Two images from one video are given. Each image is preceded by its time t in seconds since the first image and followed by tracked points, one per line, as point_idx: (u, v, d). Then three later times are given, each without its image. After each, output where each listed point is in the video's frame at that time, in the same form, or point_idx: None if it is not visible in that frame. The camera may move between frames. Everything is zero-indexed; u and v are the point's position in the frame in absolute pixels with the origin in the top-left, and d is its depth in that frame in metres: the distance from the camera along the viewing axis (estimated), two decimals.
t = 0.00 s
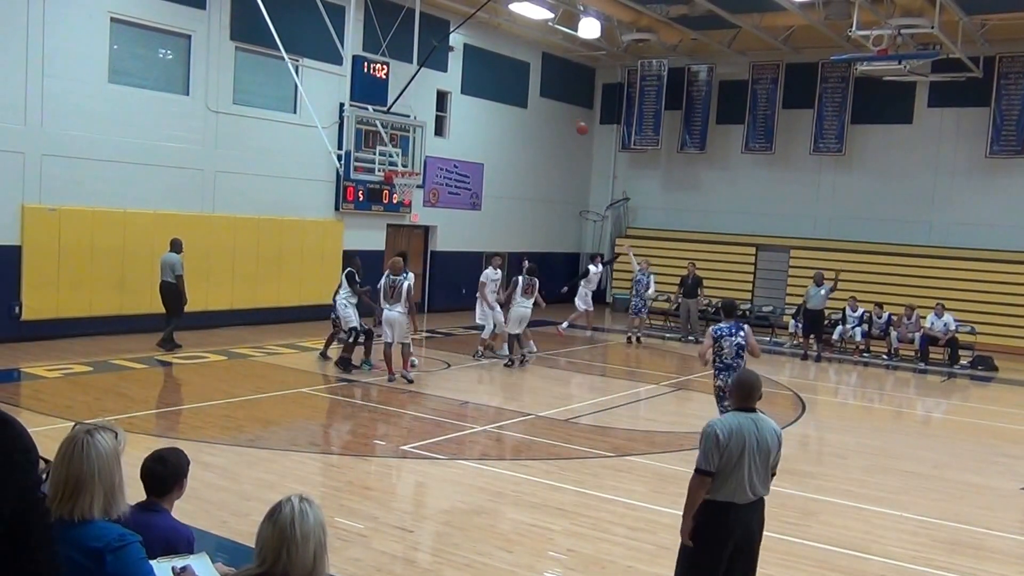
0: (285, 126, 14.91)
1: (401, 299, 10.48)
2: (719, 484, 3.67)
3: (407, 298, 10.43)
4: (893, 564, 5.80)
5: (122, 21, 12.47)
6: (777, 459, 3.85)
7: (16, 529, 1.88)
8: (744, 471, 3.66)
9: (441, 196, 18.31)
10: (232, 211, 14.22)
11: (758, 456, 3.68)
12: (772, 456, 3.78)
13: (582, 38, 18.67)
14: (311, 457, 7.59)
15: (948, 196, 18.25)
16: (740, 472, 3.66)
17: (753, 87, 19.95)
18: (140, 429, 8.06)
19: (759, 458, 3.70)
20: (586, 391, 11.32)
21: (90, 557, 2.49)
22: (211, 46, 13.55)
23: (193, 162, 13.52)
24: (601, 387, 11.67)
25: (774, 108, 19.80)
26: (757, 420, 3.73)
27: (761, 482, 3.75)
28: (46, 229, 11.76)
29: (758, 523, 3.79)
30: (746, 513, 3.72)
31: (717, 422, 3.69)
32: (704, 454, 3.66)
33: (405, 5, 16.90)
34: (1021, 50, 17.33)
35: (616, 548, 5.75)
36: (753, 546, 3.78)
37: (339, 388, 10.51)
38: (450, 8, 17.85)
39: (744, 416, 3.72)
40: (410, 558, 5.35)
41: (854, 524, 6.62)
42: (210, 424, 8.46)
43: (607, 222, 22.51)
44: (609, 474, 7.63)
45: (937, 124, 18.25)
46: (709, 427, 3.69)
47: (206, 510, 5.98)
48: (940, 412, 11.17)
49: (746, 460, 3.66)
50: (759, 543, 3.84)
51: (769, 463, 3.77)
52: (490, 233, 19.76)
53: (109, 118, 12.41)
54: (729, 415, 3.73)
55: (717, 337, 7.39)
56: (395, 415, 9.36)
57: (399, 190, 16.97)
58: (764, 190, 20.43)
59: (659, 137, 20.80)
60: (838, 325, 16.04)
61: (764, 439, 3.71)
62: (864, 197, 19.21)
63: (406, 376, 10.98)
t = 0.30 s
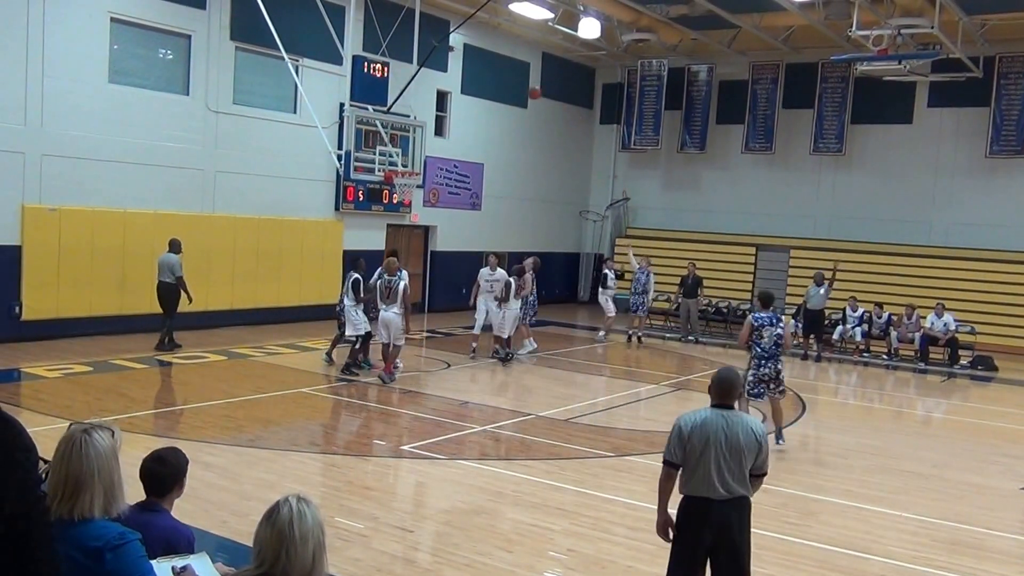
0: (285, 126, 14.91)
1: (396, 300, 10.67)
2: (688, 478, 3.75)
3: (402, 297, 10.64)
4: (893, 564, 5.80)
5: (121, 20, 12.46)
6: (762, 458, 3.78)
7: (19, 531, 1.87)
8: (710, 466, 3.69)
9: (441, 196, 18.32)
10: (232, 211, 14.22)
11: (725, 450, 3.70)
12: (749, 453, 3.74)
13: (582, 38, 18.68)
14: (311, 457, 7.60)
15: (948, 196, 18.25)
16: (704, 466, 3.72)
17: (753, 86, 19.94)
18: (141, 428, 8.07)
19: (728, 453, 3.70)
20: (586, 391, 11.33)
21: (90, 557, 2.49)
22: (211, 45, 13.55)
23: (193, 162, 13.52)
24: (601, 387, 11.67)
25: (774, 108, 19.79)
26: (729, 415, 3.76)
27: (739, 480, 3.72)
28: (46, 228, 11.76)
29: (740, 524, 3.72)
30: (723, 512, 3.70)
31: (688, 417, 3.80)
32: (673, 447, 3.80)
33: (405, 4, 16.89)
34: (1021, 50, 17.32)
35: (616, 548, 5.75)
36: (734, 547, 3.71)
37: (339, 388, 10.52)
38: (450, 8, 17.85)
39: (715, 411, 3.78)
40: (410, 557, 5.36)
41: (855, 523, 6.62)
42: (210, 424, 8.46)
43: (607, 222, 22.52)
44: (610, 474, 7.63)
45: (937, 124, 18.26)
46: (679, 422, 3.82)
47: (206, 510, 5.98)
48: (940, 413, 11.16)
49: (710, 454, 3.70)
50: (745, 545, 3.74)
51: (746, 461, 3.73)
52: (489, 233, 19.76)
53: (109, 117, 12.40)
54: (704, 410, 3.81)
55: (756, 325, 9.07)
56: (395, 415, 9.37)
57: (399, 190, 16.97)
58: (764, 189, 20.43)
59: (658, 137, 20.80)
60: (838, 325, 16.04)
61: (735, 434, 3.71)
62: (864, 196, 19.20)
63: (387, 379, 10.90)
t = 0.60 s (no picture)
0: (285, 126, 14.93)
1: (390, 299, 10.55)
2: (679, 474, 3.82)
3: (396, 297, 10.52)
4: (893, 563, 5.81)
5: (121, 20, 12.48)
6: (752, 458, 3.71)
7: (23, 529, 1.75)
8: (691, 462, 3.75)
9: (441, 196, 18.34)
10: (232, 211, 14.24)
11: (704, 447, 3.73)
12: (730, 452, 3.71)
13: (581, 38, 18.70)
14: (311, 457, 7.61)
15: (947, 196, 18.27)
16: (687, 462, 3.79)
17: (752, 86, 19.96)
18: (141, 428, 8.08)
19: (707, 450, 3.73)
20: (585, 391, 11.34)
21: (88, 554, 2.50)
22: (211, 45, 13.58)
23: (192, 162, 13.54)
24: (600, 387, 11.68)
25: (772, 108, 19.81)
26: (714, 414, 3.79)
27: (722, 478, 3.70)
28: (46, 228, 11.78)
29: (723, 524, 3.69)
30: (708, 509, 3.71)
31: (684, 415, 3.90)
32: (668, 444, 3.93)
33: (404, 4, 16.91)
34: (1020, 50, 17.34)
35: (615, 547, 5.76)
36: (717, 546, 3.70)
37: (338, 388, 10.53)
38: (449, 8, 17.87)
39: (703, 410, 3.84)
40: (410, 557, 5.37)
41: (854, 523, 6.63)
42: (210, 423, 8.47)
43: (606, 221, 22.54)
44: (610, 473, 7.64)
45: (936, 124, 18.28)
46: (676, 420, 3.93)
47: (206, 509, 6.00)
48: (940, 412, 11.17)
49: (689, 450, 3.77)
50: (730, 546, 3.69)
51: (728, 460, 3.71)
52: (489, 233, 19.77)
53: (108, 117, 12.42)
54: (699, 408, 3.87)
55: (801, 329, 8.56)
56: (394, 414, 9.38)
57: (399, 189, 17.01)
58: (763, 189, 20.46)
59: (657, 137, 20.84)
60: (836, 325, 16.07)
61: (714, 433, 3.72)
62: (864, 196, 19.22)
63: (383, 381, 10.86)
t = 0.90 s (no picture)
0: (284, 126, 14.94)
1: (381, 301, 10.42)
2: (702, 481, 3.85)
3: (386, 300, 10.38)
4: (893, 563, 5.81)
5: (121, 20, 12.49)
6: (765, 471, 3.62)
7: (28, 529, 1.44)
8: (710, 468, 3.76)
9: (441, 196, 18.36)
10: (231, 211, 14.25)
11: (717, 452, 3.73)
12: (742, 462, 3.66)
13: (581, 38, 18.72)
14: (310, 456, 7.62)
15: (946, 196, 18.27)
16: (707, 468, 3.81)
17: (751, 86, 19.97)
18: (141, 428, 8.09)
19: (720, 455, 3.72)
20: (585, 391, 11.35)
21: (87, 554, 2.50)
22: (211, 45, 13.59)
23: (191, 162, 13.54)
24: (600, 387, 11.69)
25: (772, 108, 19.82)
26: (738, 422, 3.76)
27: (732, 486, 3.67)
28: (46, 227, 11.78)
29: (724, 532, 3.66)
30: (723, 517, 3.69)
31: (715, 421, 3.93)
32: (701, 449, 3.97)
33: (404, 4, 16.92)
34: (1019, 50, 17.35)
35: (615, 547, 5.77)
36: (718, 554, 3.67)
37: (338, 388, 10.54)
38: (449, 8, 17.87)
39: (731, 416, 3.82)
40: (410, 556, 5.38)
41: (853, 523, 6.64)
42: (209, 423, 8.48)
43: (606, 221, 22.54)
44: (610, 473, 7.65)
45: (935, 124, 18.30)
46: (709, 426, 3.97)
47: (207, 509, 6.01)
48: (939, 412, 11.17)
49: (706, 453, 3.79)
50: (729, 554, 3.65)
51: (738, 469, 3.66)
52: (488, 233, 19.78)
53: (108, 117, 12.43)
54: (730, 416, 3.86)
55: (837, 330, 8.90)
56: (394, 414, 9.40)
57: (399, 189, 17.02)
58: (763, 189, 20.46)
59: (657, 137, 20.86)
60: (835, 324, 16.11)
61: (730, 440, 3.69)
62: (863, 196, 19.23)
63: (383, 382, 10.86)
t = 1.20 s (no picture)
0: (284, 126, 14.95)
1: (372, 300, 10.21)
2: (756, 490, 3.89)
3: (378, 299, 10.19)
4: (893, 563, 5.83)
5: (120, 20, 12.49)
6: (809, 480, 3.64)
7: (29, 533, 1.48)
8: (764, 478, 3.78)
9: (441, 195, 18.37)
10: (232, 211, 14.26)
11: (763, 460, 3.78)
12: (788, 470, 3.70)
13: (581, 38, 18.73)
14: (310, 456, 7.63)
15: (946, 196, 18.28)
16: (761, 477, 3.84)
17: (751, 86, 19.98)
18: (142, 427, 8.11)
19: (767, 462, 3.78)
20: (585, 390, 11.36)
21: (89, 552, 2.51)
22: (212, 46, 13.60)
23: (192, 161, 13.55)
24: (600, 387, 11.69)
25: (772, 108, 19.83)
26: (786, 429, 3.79)
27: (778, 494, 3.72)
28: (46, 228, 11.79)
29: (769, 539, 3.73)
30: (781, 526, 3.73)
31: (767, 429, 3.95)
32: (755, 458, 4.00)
33: (403, 4, 16.93)
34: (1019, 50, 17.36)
35: (615, 547, 5.78)
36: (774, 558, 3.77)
37: (338, 387, 10.56)
38: (448, 8, 17.88)
39: (780, 423, 3.85)
40: (410, 556, 5.39)
41: (853, 523, 6.64)
42: (209, 423, 8.50)
43: (605, 221, 22.56)
44: (610, 472, 7.66)
45: (934, 124, 18.30)
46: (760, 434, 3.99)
47: (207, 508, 6.03)
48: (939, 412, 11.18)
49: (753, 460, 3.85)
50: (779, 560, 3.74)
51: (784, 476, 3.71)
52: (488, 233, 19.78)
53: (109, 117, 12.45)
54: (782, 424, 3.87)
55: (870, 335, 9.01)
56: (394, 413, 9.40)
57: (399, 189, 17.01)
58: (762, 189, 20.48)
59: (656, 138, 20.88)
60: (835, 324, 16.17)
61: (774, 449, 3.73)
62: (863, 195, 19.25)
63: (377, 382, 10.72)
